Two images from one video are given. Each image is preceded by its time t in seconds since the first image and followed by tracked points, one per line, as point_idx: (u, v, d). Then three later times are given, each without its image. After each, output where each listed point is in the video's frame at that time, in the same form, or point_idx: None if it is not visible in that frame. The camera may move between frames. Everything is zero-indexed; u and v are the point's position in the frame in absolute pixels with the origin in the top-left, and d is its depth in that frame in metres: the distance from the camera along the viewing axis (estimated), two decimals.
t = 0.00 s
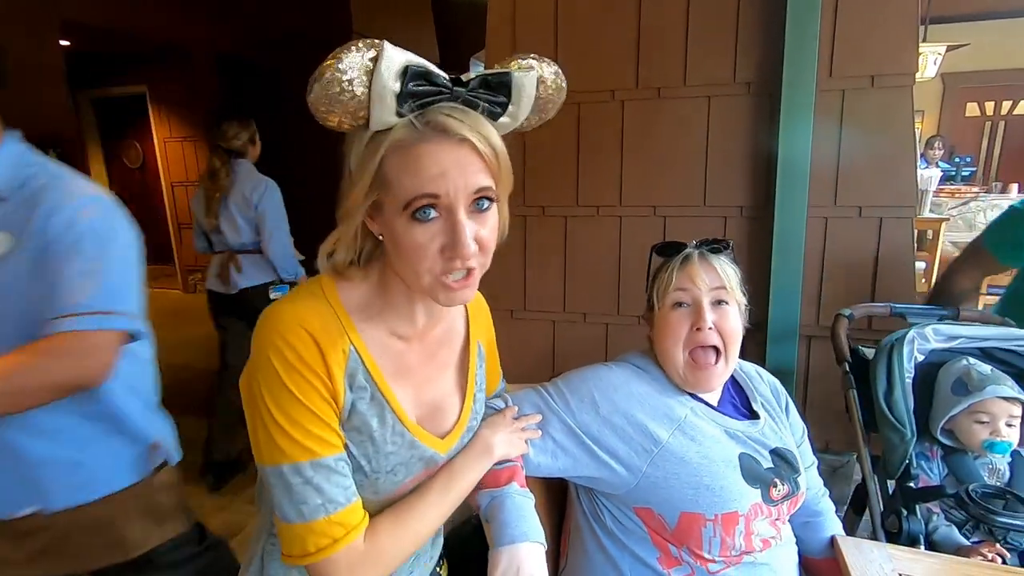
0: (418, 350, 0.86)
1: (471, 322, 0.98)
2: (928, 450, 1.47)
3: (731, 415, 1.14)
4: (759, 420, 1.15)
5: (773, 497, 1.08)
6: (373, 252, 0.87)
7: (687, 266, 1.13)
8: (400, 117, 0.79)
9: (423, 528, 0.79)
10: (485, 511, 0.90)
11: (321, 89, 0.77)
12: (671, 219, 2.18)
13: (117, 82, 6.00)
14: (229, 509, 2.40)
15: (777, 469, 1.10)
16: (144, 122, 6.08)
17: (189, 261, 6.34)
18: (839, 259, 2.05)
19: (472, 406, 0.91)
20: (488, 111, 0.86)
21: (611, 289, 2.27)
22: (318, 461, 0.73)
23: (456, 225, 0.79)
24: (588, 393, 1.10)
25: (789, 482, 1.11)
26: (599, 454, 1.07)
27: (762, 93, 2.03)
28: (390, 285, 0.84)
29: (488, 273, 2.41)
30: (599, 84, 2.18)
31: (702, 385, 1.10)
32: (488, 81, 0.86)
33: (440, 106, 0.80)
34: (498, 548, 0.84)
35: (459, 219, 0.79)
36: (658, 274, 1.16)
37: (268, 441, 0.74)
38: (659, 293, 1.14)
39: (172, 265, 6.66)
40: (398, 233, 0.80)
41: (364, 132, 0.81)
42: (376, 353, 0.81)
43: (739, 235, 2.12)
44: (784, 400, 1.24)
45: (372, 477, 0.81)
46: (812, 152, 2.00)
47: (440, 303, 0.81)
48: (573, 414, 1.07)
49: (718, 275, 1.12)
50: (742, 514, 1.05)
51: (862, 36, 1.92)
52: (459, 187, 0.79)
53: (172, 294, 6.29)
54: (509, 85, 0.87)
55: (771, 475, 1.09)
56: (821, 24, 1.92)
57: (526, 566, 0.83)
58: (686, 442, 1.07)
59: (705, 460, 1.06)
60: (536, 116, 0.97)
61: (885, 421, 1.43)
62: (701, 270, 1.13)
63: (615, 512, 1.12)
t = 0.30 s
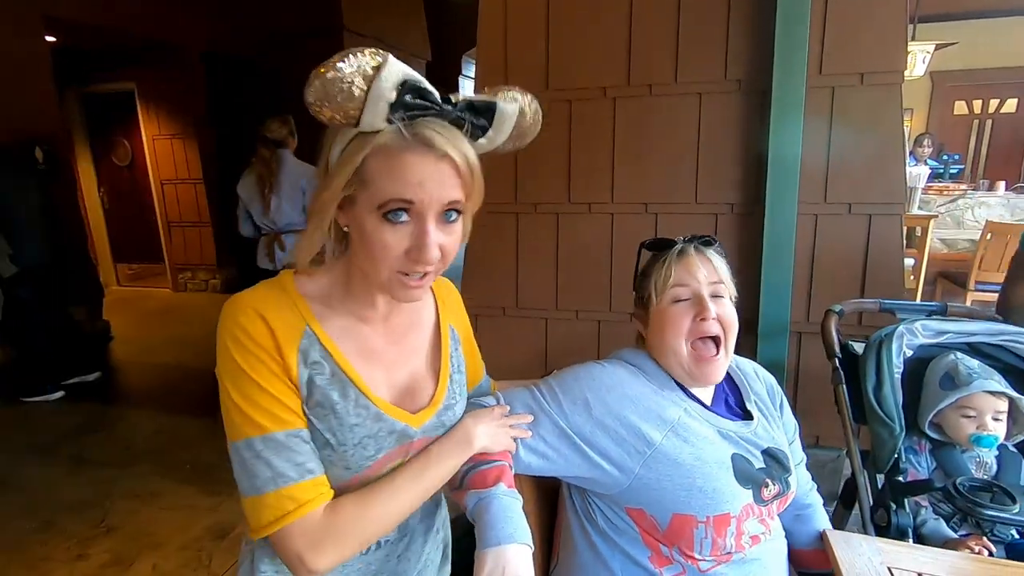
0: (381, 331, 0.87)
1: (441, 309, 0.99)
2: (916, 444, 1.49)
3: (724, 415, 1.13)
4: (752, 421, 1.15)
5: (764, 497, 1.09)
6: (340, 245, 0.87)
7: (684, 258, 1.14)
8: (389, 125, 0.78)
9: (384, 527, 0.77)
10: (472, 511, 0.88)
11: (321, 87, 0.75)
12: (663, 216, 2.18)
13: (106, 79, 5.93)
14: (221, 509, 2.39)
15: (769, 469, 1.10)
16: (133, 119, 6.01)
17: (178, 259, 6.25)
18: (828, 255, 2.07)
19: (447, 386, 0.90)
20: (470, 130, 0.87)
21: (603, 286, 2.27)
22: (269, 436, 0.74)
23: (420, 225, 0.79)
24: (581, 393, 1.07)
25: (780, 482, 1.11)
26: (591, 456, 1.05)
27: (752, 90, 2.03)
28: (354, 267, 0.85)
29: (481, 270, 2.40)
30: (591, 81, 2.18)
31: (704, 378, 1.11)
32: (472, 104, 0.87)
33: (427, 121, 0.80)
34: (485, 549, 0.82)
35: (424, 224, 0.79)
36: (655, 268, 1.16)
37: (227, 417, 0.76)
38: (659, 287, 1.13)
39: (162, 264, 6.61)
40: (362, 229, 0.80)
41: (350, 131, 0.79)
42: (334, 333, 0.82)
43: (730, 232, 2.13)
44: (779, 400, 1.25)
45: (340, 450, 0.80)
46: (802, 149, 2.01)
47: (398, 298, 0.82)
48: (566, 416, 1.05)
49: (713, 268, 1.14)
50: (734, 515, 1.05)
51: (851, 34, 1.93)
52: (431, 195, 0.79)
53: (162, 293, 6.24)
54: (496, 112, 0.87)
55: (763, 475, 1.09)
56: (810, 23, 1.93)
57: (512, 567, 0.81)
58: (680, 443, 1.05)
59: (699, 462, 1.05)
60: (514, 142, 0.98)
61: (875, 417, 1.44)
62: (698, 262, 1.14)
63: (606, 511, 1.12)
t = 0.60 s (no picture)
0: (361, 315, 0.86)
1: (426, 301, 0.97)
2: (904, 439, 1.50)
3: (716, 415, 1.13)
4: (744, 421, 1.15)
5: (755, 497, 1.09)
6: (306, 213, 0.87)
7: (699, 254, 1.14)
8: (347, 98, 0.78)
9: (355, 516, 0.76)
10: (458, 510, 0.88)
11: (276, 58, 0.77)
12: (654, 214, 2.19)
13: (94, 75, 5.85)
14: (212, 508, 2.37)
15: (760, 469, 1.10)
16: (122, 116, 5.95)
17: (168, 257, 6.20)
18: (818, 253, 2.08)
19: (430, 367, 0.89)
20: (426, 105, 0.86)
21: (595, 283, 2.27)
22: (233, 416, 0.75)
23: (379, 195, 0.79)
24: (571, 394, 1.06)
25: (770, 481, 1.11)
26: (580, 455, 1.04)
27: (742, 88, 2.04)
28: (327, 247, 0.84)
29: (473, 267, 2.40)
30: (582, 78, 2.17)
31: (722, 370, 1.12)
32: (430, 80, 0.86)
33: (383, 94, 0.80)
34: (471, 550, 0.82)
35: (383, 195, 0.79)
36: (675, 264, 1.14)
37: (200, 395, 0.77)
38: (693, 279, 1.12)
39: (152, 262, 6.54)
40: (326, 201, 0.80)
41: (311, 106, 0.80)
42: (309, 313, 0.82)
43: (720, 229, 2.14)
44: (769, 400, 1.26)
45: (313, 425, 0.79)
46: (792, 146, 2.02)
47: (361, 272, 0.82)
48: (554, 416, 1.04)
49: (720, 264, 1.16)
50: (724, 517, 1.05)
51: (840, 32, 1.94)
52: (388, 167, 0.79)
53: (152, 292, 6.19)
54: (451, 87, 0.87)
55: (754, 475, 1.09)
56: (800, 21, 1.94)
57: (498, 567, 0.81)
58: (672, 445, 1.05)
59: (690, 464, 1.04)
60: (477, 119, 0.97)
61: (863, 412, 1.45)
62: (710, 257, 1.15)
63: (597, 512, 1.11)
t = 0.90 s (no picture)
0: (355, 319, 0.86)
1: (422, 299, 0.96)
2: (895, 436, 1.50)
3: (711, 417, 1.13)
4: (738, 422, 1.16)
5: (747, 499, 1.09)
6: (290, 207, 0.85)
7: (695, 252, 1.15)
8: (359, 88, 0.77)
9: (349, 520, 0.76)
10: (446, 508, 0.88)
11: (293, 46, 0.74)
12: (648, 212, 2.19)
13: (85, 72, 5.80)
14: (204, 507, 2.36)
15: (754, 471, 1.11)
16: (113, 113, 5.90)
17: (161, 256, 6.16)
18: (811, 252, 2.08)
19: (422, 372, 0.88)
20: (427, 99, 0.86)
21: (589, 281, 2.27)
22: (220, 426, 0.73)
23: (389, 187, 0.78)
24: (564, 394, 1.05)
25: (764, 483, 1.11)
26: (572, 456, 1.04)
27: (736, 86, 2.04)
28: (315, 245, 0.84)
29: (467, 266, 2.40)
30: (576, 76, 2.17)
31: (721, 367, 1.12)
32: (433, 74, 0.86)
33: (393, 87, 0.79)
34: (458, 551, 0.82)
35: (393, 187, 0.78)
36: (672, 261, 1.14)
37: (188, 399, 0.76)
38: (690, 274, 1.12)
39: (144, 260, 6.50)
40: (330, 193, 0.78)
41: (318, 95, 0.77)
42: (301, 317, 0.81)
43: (714, 227, 2.15)
44: (765, 401, 1.26)
45: (304, 430, 0.78)
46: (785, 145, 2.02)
47: (360, 266, 0.82)
48: (546, 416, 1.04)
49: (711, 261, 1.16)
50: (716, 519, 1.05)
51: (833, 31, 1.94)
52: (396, 158, 0.78)
53: (145, 290, 6.15)
54: (452, 82, 0.87)
55: (747, 477, 1.09)
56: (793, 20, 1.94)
57: (485, 567, 0.81)
58: (664, 447, 1.05)
59: (683, 466, 1.04)
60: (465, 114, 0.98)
61: (855, 410, 1.45)
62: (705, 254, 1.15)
63: (590, 512, 1.11)
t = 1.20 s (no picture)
0: (375, 335, 0.87)
1: (417, 302, 0.97)
2: (894, 438, 1.50)
3: (710, 419, 1.12)
4: (739, 425, 1.15)
5: (747, 502, 1.08)
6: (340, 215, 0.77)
7: (696, 253, 1.14)
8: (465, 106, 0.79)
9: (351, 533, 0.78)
10: (441, 512, 0.88)
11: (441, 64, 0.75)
12: (647, 212, 2.18)
13: (82, 71, 5.78)
14: (202, 508, 2.35)
15: (753, 474, 1.10)
16: (111, 112, 5.89)
17: (159, 255, 6.13)
18: (809, 253, 2.08)
19: (427, 387, 0.93)
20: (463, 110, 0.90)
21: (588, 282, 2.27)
22: (248, 463, 0.73)
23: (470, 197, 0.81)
24: (561, 397, 1.04)
25: (763, 486, 1.11)
26: (571, 460, 1.03)
27: (734, 86, 2.04)
28: (350, 265, 0.80)
29: (465, 266, 2.39)
30: (574, 75, 2.16)
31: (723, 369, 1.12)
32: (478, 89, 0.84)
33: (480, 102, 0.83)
34: (450, 556, 0.82)
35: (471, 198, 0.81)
36: (669, 263, 1.13)
37: (206, 431, 0.74)
38: (688, 276, 1.11)
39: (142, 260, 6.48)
40: (425, 205, 0.77)
41: (438, 111, 0.76)
42: (333, 339, 0.81)
43: (712, 228, 2.14)
44: (765, 401, 1.25)
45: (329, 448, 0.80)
46: (784, 145, 2.02)
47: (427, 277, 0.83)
48: (544, 419, 1.02)
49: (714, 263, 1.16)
50: (715, 523, 1.05)
51: (832, 31, 1.94)
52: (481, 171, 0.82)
53: (142, 290, 6.13)
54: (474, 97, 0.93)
55: (746, 480, 1.08)
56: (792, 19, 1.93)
57: (479, 568, 0.81)
58: (662, 450, 1.04)
59: (682, 469, 1.03)
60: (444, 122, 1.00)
61: (853, 411, 1.44)
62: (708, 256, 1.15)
63: (587, 516, 1.10)
